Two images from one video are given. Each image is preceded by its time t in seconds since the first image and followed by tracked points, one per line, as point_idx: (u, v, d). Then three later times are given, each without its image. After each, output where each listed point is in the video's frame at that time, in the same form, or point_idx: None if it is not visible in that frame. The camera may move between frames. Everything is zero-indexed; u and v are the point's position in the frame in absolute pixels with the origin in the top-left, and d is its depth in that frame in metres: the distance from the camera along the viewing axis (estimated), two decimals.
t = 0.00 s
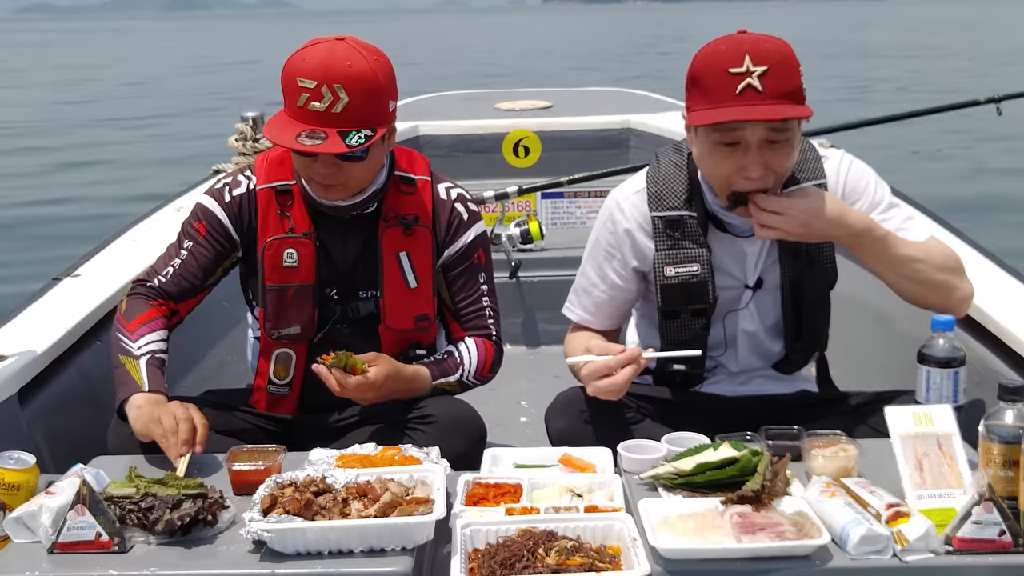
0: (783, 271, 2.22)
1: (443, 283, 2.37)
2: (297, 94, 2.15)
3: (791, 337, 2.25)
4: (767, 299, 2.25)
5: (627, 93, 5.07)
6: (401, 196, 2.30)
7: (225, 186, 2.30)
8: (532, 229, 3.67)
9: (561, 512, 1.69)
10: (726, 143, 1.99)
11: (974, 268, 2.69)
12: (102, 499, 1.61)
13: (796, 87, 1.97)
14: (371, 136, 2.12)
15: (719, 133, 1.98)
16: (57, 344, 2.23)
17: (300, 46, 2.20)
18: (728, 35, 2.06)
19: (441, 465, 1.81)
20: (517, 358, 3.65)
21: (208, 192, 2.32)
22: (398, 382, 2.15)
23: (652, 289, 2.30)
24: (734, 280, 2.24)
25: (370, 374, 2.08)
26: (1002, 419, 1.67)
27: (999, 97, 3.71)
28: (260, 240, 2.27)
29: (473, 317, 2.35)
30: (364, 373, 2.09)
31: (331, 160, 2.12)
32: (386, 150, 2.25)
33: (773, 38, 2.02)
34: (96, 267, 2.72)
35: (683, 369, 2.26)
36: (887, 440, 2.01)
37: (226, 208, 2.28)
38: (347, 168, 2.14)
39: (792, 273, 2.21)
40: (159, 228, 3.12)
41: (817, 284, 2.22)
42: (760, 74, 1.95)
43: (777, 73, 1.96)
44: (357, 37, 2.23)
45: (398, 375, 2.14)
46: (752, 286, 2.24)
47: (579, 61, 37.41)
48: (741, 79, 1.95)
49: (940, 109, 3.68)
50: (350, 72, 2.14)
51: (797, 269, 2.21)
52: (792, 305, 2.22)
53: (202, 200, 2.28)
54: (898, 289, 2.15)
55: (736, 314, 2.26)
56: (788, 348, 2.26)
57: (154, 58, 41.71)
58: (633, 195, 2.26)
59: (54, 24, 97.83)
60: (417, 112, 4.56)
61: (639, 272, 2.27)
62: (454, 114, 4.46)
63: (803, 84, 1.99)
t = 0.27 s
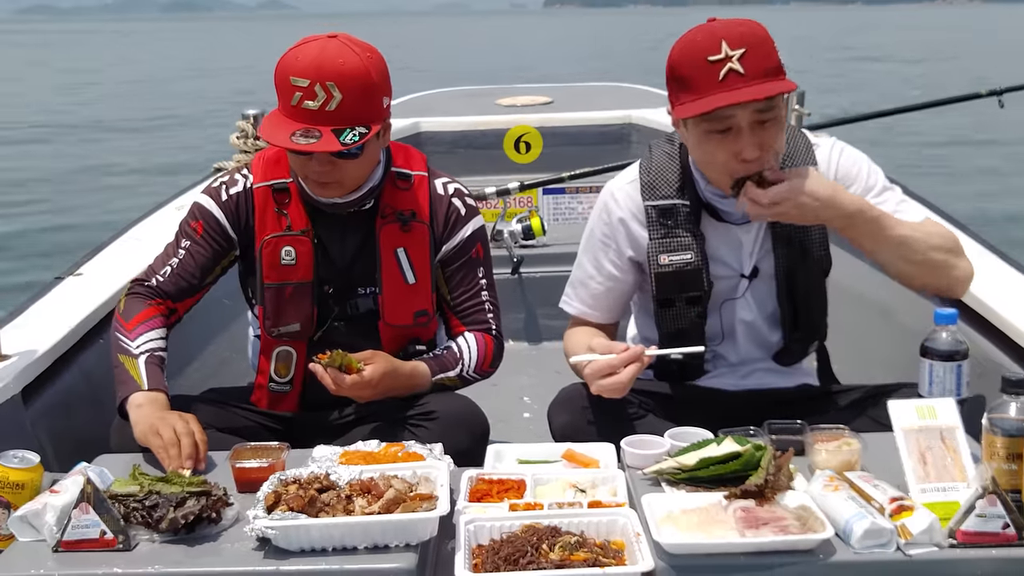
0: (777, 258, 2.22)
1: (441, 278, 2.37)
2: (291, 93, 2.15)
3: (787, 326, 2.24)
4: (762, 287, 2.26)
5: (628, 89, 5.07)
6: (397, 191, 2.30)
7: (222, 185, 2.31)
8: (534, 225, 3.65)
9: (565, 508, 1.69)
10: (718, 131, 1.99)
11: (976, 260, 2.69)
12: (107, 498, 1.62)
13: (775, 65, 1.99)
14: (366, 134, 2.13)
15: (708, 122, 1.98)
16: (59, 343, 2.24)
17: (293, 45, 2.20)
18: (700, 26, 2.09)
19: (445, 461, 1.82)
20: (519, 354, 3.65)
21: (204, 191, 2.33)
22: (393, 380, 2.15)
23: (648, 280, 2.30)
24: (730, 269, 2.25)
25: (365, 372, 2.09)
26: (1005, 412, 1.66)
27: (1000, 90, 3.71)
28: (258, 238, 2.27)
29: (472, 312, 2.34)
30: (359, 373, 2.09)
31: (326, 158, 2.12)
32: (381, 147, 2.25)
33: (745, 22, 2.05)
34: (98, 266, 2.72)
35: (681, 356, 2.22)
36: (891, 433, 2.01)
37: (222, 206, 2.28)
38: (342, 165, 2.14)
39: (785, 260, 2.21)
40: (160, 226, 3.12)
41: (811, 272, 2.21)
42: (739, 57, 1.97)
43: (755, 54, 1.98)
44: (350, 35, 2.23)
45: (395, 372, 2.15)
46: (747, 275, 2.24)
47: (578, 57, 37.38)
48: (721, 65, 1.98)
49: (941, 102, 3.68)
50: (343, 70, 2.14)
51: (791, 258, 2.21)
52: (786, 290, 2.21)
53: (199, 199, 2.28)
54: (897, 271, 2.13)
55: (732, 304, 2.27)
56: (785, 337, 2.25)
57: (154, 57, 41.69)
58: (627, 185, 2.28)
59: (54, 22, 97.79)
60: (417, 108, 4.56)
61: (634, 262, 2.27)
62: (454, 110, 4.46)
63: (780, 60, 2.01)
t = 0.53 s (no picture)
0: (774, 254, 2.21)
1: (439, 274, 2.36)
2: (286, 90, 2.15)
3: (786, 323, 2.24)
4: (759, 284, 2.26)
5: (632, 88, 5.06)
6: (395, 188, 2.30)
7: (221, 184, 2.31)
8: (537, 224, 3.67)
9: (566, 508, 1.69)
10: (701, 122, 2.01)
11: (978, 260, 2.69)
12: (108, 495, 1.62)
13: (758, 55, 2.01)
14: (361, 130, 2.12)
15: (691, 113, 2.01)
16: (61, 341, 2.24)
17: (288, 42, 2.20)
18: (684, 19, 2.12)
19: (446, 460, 1.82)
20: (521, 353, 3.65)
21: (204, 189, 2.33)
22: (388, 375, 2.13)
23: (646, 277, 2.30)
24: (727, 265, 2.25)
25: (360, 368, 2.08)
26: (1008, 413, 1.65)
27: (1004, 90, 3.70)
28: (256, 235, 2.28)
29: (470, 310, 2.34)
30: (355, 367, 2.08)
31: (322, 155, 2.12)
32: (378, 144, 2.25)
33: (729, 16, 2.08)
34: (100, 264, 2.72)
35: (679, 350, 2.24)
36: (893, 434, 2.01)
37: (222, 204, 2.28)
38: (338, 161, 2.14)
39: (782, 256, 2.20)
40: (162, 224, 3.13)
41: (809, 269, 2.20)
42: (720, 49, 2.00)
43: (737, 45, 2.00)
44: (344, 31, 2.23)
45: (391, 368, 2.13)
46: (745, 271, 2.24)
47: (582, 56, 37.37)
48: (702, 57, 2.00)
49: (945, 102, 3.67)
50: (338, 66, 2.13)
51: (788, 254, 2.20)
52: (783, 284, 2.21)
53: (198, 198, 2.29)
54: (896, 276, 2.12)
55: (730, 300, 2.27)
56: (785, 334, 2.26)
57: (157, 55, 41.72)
58: (624, 181, 2.29)
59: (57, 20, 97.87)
60: (420, 107, 4.55)
61: (631, 259, 2.28)
62: (457, 109, 4.46)
63: (764, 51, 2.03)
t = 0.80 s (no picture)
0: (773, 256, 2.21)
1: (440, 274, 2.36)
2: (290, 89, 2.15)
3: (785, 326, 2.24)
4: (758, 286, 2.26)
5: (634, 93, 5.06)
6: (397, 188, 2.30)
7: (223, 183, 2.31)
8: (537, 228, 3.59)
9: (563, 512, 1.68)
10: (713, 120, 2.01)
11: (978, 269, 2.69)
12: (105, 495, 1.62)
13: (764, 52, 2.02)
14: (365, 129, 2.13)
15: (703, 113, 2.01)
16: (61, 339, 2.24)
17: (291, 41, 2.20)
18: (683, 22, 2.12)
19: (445, 463, 1.81)
20: (521, 357, 3.65)
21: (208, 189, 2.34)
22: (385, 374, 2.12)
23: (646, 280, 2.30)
24: (726, 268, 2.25)
25: (358, 367, 2.06)
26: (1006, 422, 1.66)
27: (1005, 99, 3.70)
28: (258, 233, 2.28)
29: (470, 310, 2.34)
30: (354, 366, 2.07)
31: (326, 153, 2.12)
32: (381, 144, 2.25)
33: (730, 15, 2.09)
34: (101, 262, 2.72)
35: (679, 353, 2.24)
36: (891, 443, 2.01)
37: (224, 204, 2.29)
38: (341, 160, 2.15)
39: (781, 258, 2.21)
40: (163, 224, 3.13)
41: (808, 273, 2.21)
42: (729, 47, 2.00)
43: (743, 43, 2.01)
44: (347, 30, 2.23)
45: (389, 367, 2.12)
46: (744, 274, 2.24)
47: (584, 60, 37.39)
48: (711, 55, 2.01)
49: (947, 111, 3.67)
50: (342, 65, 2.13)
51: (787, 256, 2.20)
52: (781, 286, 2.21)
53: (203, 197, 2.29)
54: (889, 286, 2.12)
55: (729, 302, 2.27)
56: (784, 338, 2.26)
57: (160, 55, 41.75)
58: (624, 184, 2.29)
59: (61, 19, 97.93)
60: (422, 110, 4.56)
61: (631, 261, 2.27)
62: (460, 112, 4.46)
63: (768, 48, 2.05)
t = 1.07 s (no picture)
0: (776, 263, 2.22)
1: (439, 272, 2.35)
2: (301, 104, 2.15)
3: (786, 333, 2.24)
4: (761, 292, 2.26)
5: (633, 99, 5.07)
6: (397, 189, 2.30)
7: (224, 184, 2.32)
8: (537, 233, 3.66)
9: (560, 518, 1.68)
10: (728, 121, 2.01)
11: (977, 277, 2.69)
12: (102, 497, 1.62)
13: (777, 54, 2.03)
14: (382, 138, 2.15)
15: (719, 112, 2.01)
16: (59, 339, 2.24)
17: (294, 55, 2.19)
18: (694, 26, 2.14)
19: (441, 468, 1.81)
20: (519, 362, 3.65)
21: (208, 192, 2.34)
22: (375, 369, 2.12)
23: (649, 287, 2.30)
24: (728, 274, 2.25)
25: (346, 353, 2.06)
26: (1003, 431, 1.68)
27: (1005, 109, 3.71)
28: (258, 233, 2.29)
29: (471, 308, 2.32)
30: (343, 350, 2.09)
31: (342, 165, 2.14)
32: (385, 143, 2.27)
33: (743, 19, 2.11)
34: (99, 264, 2.72)
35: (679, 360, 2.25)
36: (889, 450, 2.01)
37: (224, 205, 2.29)
38: (356, 168, 2.17)
39: (784, 264, 2.21)
40: (163, 226, 3.13)
41: (809, 277, 2.21)
42: (744, 48, 2.02)
43: (758, 44, 2.03)
44: (348, 38, 2.22)
45: (382, 356, 2.10)
46: (746, 280, 2.25)
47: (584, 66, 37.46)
48: (727, 56, 2.01)
49: (945, 120, 3.68)
50: (352, 78, 2.14)
51: (790, 262, 2.21)
52: (784, 292, 2.21)
53: (203, 200, 2.29)
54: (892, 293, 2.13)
55: (731, 308, 2.26)
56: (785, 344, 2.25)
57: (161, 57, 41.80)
58: (628, 189, 2.29)
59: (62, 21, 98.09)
60: (422, 114, 4.56)
61: (635, 266, 2.27)
62: (460, 117, 4.46)
63: (780, 52, 2.06)
